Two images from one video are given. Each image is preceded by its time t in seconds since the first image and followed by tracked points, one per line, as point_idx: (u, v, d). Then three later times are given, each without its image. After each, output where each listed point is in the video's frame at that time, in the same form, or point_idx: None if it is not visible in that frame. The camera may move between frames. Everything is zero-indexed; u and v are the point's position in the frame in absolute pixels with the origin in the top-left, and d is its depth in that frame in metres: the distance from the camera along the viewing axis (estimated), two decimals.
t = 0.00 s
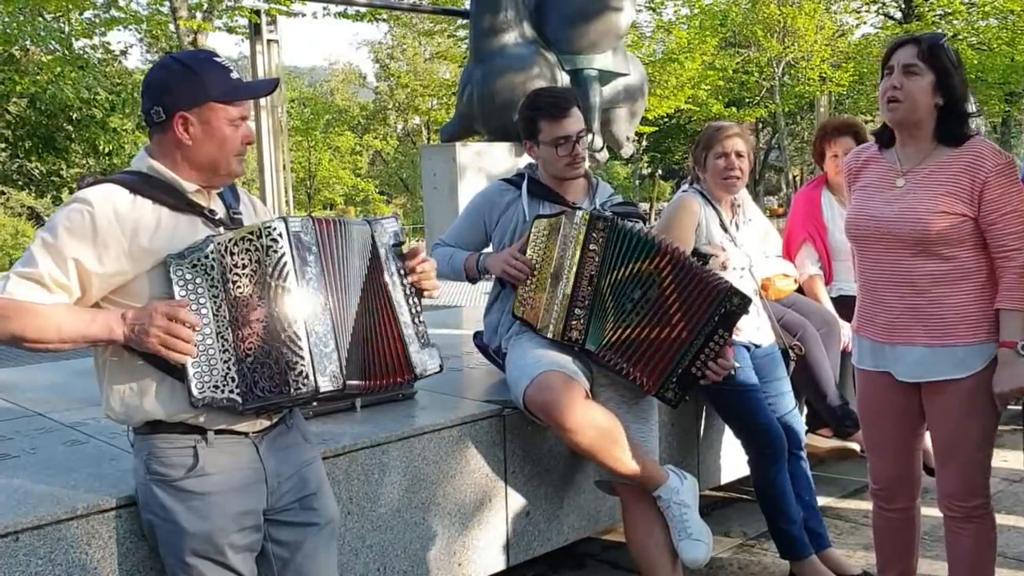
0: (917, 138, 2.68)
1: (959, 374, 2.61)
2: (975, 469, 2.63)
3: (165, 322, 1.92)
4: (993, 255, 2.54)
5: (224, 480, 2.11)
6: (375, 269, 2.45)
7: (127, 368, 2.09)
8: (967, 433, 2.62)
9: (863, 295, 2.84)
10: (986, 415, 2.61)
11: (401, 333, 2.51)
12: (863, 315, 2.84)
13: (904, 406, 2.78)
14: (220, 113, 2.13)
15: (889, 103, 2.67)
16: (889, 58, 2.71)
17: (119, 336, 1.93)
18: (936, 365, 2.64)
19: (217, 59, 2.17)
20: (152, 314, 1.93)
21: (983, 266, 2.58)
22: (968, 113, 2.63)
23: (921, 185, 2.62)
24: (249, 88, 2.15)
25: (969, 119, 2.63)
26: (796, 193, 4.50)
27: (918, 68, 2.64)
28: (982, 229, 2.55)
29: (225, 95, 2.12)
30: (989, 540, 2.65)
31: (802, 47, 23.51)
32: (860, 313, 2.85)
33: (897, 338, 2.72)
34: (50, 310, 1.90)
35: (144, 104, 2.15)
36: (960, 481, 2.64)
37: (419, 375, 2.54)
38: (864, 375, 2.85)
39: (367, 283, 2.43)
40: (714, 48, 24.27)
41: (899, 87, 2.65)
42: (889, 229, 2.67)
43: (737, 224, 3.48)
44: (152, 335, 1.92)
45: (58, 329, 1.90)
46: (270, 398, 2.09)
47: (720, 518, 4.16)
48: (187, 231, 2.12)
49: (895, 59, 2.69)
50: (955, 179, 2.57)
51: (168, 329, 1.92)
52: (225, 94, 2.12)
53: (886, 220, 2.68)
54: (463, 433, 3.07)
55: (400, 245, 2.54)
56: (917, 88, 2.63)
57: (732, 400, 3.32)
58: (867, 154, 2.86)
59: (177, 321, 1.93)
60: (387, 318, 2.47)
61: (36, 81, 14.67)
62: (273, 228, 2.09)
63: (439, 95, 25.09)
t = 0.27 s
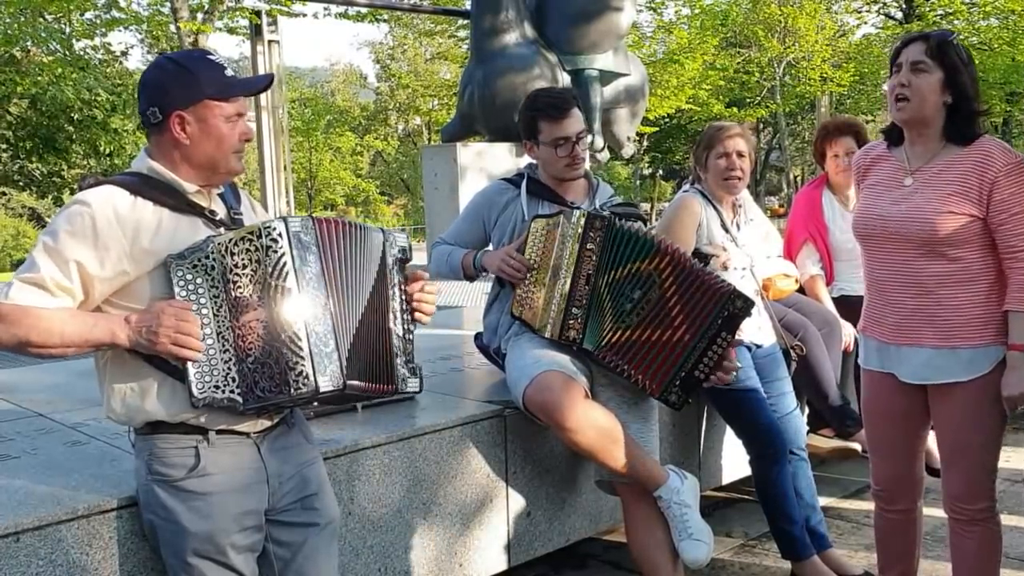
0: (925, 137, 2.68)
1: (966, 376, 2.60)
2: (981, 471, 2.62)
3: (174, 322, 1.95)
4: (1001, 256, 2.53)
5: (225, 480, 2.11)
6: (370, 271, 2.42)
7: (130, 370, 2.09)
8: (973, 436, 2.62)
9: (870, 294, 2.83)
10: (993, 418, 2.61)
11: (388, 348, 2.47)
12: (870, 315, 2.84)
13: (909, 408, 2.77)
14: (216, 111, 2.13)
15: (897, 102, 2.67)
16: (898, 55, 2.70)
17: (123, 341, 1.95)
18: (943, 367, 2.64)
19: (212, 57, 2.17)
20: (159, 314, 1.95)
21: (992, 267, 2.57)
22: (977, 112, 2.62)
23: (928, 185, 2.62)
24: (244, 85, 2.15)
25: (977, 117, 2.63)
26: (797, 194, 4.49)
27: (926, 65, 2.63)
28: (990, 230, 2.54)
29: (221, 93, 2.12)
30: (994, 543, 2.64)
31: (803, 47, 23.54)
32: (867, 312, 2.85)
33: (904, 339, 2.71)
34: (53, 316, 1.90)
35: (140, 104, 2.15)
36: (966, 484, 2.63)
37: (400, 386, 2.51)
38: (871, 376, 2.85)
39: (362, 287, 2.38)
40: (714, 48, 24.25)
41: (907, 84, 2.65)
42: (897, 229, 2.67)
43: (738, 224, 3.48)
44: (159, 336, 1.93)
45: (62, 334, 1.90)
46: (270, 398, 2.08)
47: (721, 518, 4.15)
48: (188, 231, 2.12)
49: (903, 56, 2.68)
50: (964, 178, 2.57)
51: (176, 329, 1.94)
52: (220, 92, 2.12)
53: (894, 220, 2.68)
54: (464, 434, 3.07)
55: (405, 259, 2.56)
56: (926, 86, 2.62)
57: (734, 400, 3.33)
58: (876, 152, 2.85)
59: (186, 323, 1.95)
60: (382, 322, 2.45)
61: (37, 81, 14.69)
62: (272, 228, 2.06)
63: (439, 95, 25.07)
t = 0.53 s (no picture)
0: (929, 139, 2.68)
1: (969, 377, 2.60)
2: (983, 472, 2.62)
3: (174, 322, 1.93)
4: (1005, 260, 2.53)
5: (224, 481, 2.11)
6: (371, 270, 2.44)
7: (129, 371, 2.09)
8: (976, 437, 2.61)
9: (872, 295, 2.84)
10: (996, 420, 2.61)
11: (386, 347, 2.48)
12: (872, 316, 2.84)
13: (911, 409, 2.77)
14: (215, 111, 2.13)
15: (900, 103, 2.67)
16: (903, 56, 2.70)
17: (122, 341, 1.95)
18: (946, 368, 2.64)
19: (211, 58, 2.18)
20: (158, 315, 1.94)
21: (995, 269, 2.57)
22: (981, 113, 2.62)
23: (932, 187, 2.62)
24: (243, 86, 2.16)
25: (981, 119, 2.63)
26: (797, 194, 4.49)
27: (931, 67, 2.63)
28: (994, 231, 2.54)
29: (219, 93, 2.12)
30: (996, 544, 2.64)
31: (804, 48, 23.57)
32: (869, 313, 2.86)
33: (908, 341, 2.71)
34: (53, 315, 1.91)
35: (138, 105, 2.16)
36: (969, 485, 2.63)
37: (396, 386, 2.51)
38: (873, 377, 2.85)
39: (363, 285, 2.40)
40: (715, 49, 24.25)
41: (912, 86, 2.65)
42: (901, 230, 2.66)
43: (738, 224, 3.47)
44: (159, 336, 1.92)
45: (61, 334, 1.90)
46: (270, 399, 2.09)
47: (721, 519, 4.15)
48: (187, 232, 2.12)
49: (908, 57, 2.68)
50: (968, 180, 2.56)
51: (175, 329, 1.93)
52: (219, 92, 2.13)
53: (898, 221, 2.67)
54: (464, 434, 3.07)
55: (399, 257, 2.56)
56: (931, 87, 2.62)
57: (734, 400, 3.34)
58: (879, 154, 2.85)
59: (185, 322, 1.94)
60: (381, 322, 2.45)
61: (37, 82, 14.69)
62: (272, 228, 2.08)
63: (440, 96, 25.06)
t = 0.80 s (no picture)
0: (925, 139, 2.68)
1: (965, 376, 2.60)
2: (982, 471, 2.62)
3: (165, 321, 1.94)
4: (1002, 259, 2.54)
5: (224, 481, 2.11)
6: (363, 265, 2.42)
7: (128, 371, 2.09)
8: (974, 435, 2.62)
9: (870, 295, 2.84)
10: (993, 418, 2.61)
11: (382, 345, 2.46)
12: (869, 315, 2.85)
13: (910, 408, 2.77)
14: (213, 110, 2.13)
15: (897, 104, 2.68)
16: (898, 58, 2.71)
17: (121, 342, 1.94)
18: (943, 367, 2.64)
19: (208, 57, 2.18)
20: (151, 315, 1.94)
21: (992, 267, 2.57)
22: (977, 114, 2.62)
23: (929, 187, 2.62)
24: (241, 85, 2.16)
25: (977, 119, 2.63)
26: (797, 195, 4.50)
27: (927, 68, 2.64)
28: (991, 231, 2.54)
29: (217, 92, 2.13)
30: (995, 542, 2.64)
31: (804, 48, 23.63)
32: (866, 312, 2.86)
33: (906, 339, 2.71)
34: (53, 319, 1.91)
35: (137, 106, 2.16)
36: (967, 484, 2.63)
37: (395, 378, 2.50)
38: (871, 376, 2.85)
39: (356, 284, 2.39)
40: (715, 49, 24.24)
41: (907, 87, 2.65)
42: (898, 230, 2.66)
43: (738, 225, 3.47)
44: (152, 335, 1.92)
45: (62, 335, 1.91)
46: (266, 399, 2.09)
47: (721, 519, 4.15)
48: (185, 233, 2.12)
49: (903, 59, 2.69)
50: (965, 180, 2.57)
51: (167, 328, 1.93)
52: (218, 91, 2.13)
53: (895, 221, 2.67)
54: (465, 434, 3.07)
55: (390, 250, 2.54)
56: (926, 89, 2.63)
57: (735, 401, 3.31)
58: (876, 155, 2.85)
59: (176, 320, 1.94)
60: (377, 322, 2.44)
61: (37, 82, 14.69)
62: (268, 228, 2.07)
63: (440, 96, 25.04)
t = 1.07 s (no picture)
0: (916, 138, 2.68)
1: (957, 372, 2.60)
2: (975, 467, 2.62)
3: (164, 326, 1.93)
4: (994, 255, 2.55)
5: (224, 480, 2.12)
6: (361, 266, 2.41)
7: (128, 373, 2.09)
8: (967, 432, 2.62)
9: (862, 294, 2.84)
10: (986, 414, 2.61)
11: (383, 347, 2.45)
12: (862, 314, 2.84)
13: (905, 404, 2.77)
14: (207, 111, 2.14)
15: (887, 103, 2.68)
16: (888, 58, 2.71)
17: (120, 346, 1.95)
18: (936, 364, 2.64)
19: (200, 57, 2.18)
20: (150, 320, 1.94)
21: (983, 262, 2.58)
22: (967, 113, 2.63)
23: (921, 185, 2.62)
24: (234, 85, 2.16)
25: (968, 118, 2.63)
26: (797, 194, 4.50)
27: (917, 67, 2.64)
28: (982, 227, 2.55)
29: (210, 92, 2.13)
30: (987, 539, 2.64)
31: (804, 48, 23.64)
32: (858, 311, 2.86)
33: (897, 334, 2.71)
34: (53, 325, 1.92)
35: (132, 107, 2.16)
36: (960, 481, 2.63)
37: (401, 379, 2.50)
38: (865, 374, 2.85)
39: (355, 286, 2.38)
40: (715, 49, 24.23)
41: (898, 86, 2.65)
42: (891, 226, 2.66)
43: (738, 224, 3.47)
44: (152, 341, 1.93)
45: (62, 341, 1.92)
46: (268, 402, 2.09)
47: (721, 518, 4.15)
48: (183, 235, 2.12)
49: (893, 59, 2.70)
50: (956, 178, 2.57)
51: (167, 332, 1.93)
52: (211, 91, 2.13)
53: (888, 219, 2.67)
54: (465, 433, 3.08)
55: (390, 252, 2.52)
56: (916, 87, 2.63)
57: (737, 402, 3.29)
58: (866, 154, 2.85)
59: (175, 326, 1.94)
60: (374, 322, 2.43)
61: (37, 83, 14.71)
62: (270, 232, 2.06)
63: (440, 96, 25.03)
